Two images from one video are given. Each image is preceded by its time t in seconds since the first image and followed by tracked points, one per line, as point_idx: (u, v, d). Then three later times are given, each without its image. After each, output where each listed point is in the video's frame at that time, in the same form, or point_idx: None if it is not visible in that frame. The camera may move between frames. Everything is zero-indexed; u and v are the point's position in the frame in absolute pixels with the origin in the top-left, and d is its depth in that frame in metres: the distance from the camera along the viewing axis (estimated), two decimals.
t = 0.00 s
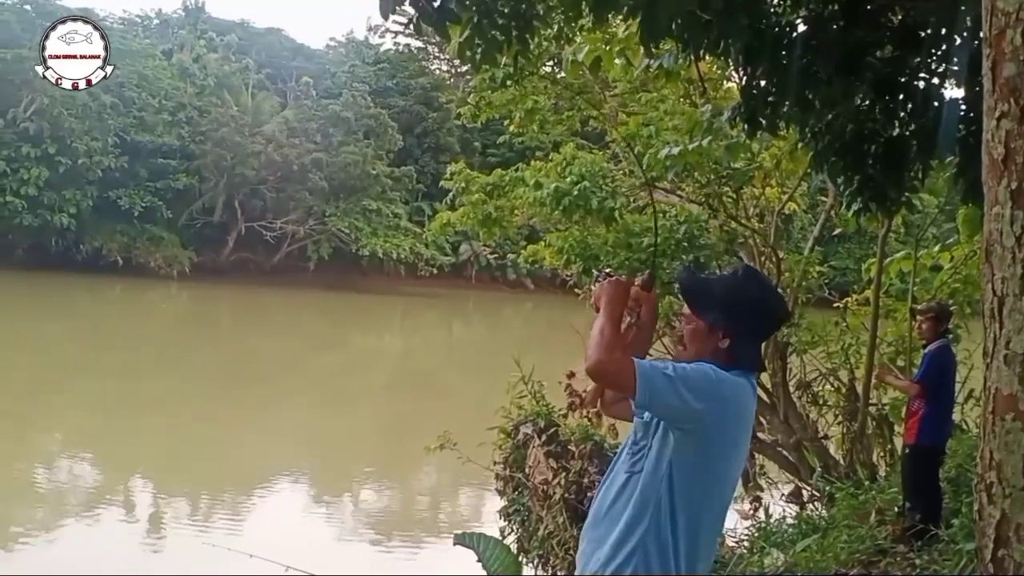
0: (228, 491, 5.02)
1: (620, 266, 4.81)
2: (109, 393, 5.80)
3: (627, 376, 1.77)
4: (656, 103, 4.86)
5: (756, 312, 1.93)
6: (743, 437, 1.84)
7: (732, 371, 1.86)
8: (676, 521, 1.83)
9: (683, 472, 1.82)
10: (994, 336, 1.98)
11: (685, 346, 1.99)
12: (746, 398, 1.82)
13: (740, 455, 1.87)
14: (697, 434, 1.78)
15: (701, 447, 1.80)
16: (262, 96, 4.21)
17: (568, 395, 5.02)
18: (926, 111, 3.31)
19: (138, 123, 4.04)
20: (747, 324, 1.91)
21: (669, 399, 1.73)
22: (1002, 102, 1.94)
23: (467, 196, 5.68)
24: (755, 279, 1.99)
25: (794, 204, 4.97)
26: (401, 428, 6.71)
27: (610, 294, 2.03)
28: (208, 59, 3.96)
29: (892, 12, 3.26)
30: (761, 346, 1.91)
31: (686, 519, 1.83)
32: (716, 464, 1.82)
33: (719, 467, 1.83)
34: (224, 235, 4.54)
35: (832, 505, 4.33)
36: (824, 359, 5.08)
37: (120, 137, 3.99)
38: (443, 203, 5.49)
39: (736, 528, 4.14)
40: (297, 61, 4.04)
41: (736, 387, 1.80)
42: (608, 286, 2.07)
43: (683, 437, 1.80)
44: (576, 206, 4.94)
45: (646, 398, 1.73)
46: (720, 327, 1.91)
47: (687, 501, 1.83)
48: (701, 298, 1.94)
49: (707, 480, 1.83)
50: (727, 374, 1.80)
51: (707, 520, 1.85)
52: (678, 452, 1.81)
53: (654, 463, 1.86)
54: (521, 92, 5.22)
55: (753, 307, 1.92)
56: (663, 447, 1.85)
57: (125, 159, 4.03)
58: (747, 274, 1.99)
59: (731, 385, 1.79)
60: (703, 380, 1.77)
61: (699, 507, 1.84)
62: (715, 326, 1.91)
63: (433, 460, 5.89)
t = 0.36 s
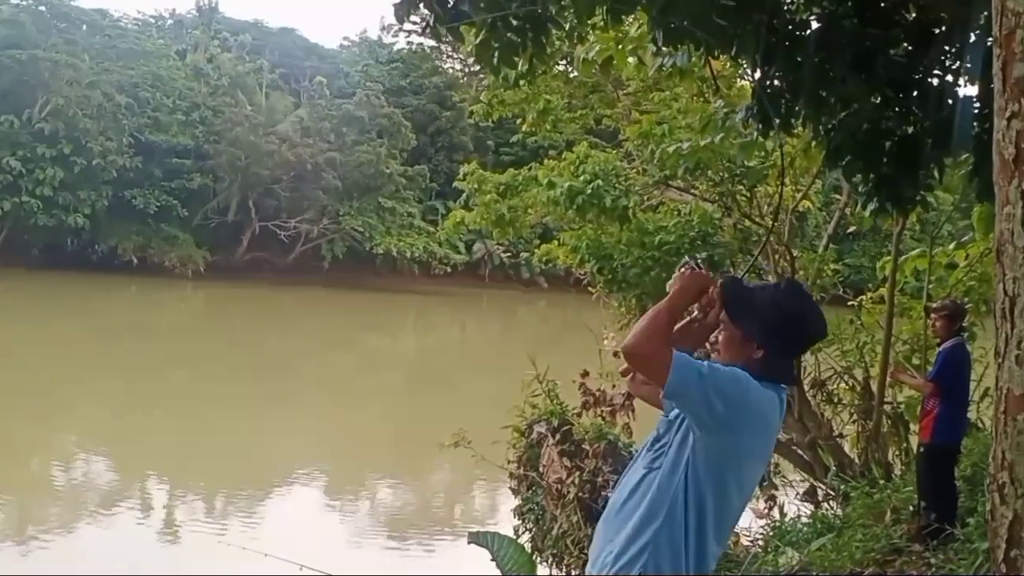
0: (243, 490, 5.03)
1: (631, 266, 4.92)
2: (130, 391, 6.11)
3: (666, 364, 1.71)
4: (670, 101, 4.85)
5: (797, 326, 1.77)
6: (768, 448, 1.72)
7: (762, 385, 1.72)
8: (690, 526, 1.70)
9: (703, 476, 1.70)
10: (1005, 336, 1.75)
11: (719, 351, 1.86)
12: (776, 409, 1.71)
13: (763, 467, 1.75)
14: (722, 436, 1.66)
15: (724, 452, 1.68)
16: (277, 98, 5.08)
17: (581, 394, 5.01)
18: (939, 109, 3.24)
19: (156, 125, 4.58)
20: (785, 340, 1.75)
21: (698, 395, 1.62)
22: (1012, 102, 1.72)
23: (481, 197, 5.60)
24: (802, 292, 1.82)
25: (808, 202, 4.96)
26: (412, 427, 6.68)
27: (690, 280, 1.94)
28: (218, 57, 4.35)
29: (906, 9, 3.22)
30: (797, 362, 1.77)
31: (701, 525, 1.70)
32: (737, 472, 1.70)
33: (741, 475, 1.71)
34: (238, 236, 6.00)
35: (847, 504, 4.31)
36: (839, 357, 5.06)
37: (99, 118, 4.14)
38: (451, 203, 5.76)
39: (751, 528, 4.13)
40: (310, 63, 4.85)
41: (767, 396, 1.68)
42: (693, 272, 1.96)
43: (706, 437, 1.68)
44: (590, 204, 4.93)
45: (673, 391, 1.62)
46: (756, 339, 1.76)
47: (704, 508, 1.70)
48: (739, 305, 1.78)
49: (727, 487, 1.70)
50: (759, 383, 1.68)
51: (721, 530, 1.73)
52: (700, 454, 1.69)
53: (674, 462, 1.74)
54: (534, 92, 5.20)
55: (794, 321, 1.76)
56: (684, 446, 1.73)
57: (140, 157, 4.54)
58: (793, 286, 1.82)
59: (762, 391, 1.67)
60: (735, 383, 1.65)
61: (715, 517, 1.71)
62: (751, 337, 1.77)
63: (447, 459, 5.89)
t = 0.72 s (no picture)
0: (253, 489, 5.05)
1: (641, 266, 4.96)
2: (133, 391, 6.12)
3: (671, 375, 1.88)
4: (679, 100, 4.86)
5: (815, 325, 1.98)
6: (778, 444, 1.94)
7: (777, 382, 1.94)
8: (710, 519, 1.90)
9: (721, 471, 1.91)
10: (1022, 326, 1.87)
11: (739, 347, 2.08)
12: (788, 408, 1.93)
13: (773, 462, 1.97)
14: (738, 434, 1.88)
15: (740, 450, 1.90)
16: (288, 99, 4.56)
17: (591, 392, 5.01)
18: (952, 106, 3.25)
19: (162, 124, 4.42)
20: (803, 338, 1.97)
21: (716, 398, 1.84)
22: None
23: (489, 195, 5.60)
24: (821, 292, 2.02)
25: (818, 201, 4.77)
26: (425, 429, 6.74)
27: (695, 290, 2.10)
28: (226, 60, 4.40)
29: (917, 6, 3.24)
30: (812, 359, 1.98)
31: (719, 518, 1.91)
32: (750, 467, 1.92)
33: (753, 469, 1.93)
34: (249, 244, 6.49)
35: (858, 502, 4.32)
36: (849, 356, 5.03)
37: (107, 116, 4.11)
38: (462, 201, 5.90)
39: (761, 526, 4.14)
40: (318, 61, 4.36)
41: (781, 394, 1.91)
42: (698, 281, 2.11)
43: (723, 436, 1.89)
44: (600, 203, 4.97)
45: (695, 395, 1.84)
46: (776, 337, 1.97)
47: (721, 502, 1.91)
48: (763, 305, 1.99)
49: (741, 481, 1.92)
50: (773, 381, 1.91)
51: (736, 521, 1.94)
52: (717, 452, 1.91)
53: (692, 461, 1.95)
54: (545, 90, 5.08)
55: (812, 321, 1.97)
56: (701, 446, 1.95)
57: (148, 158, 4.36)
58: (814, 287, 2.03)
59: (775, 391, 1.90)
60: (749, 384, 1.87)
61: (731, 510, 1.92)
62: (772, 335, 1.98)
63: (457, 459, 5.89)
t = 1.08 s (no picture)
0: (259, 484, 5.06)
1: (645, 261, 4.85)
2: (132, 390, 6.30)
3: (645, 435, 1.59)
4: (683, 94, 4.86)
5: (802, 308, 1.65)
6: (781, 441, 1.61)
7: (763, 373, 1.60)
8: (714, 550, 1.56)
9: (716, 493, 1.58)
10: None
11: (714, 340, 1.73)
12: (779, 401, 1.60)
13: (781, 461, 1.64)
14: (726, 449, 1.56)
15: (735, 456, 1.57)
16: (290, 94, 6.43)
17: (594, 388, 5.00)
18: (956, 100, 3.03)
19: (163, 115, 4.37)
20: (791, 322, 1.64)
21: (684, 418, 1.54)
22: None
23: (494, 188, 5.59)
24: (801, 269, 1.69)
25: (822, 193, 4.91)
26: (430, 420, 6.67)
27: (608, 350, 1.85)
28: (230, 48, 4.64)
29: None
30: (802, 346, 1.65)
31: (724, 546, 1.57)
32: (752, 480, 1.58)
33: (759, 481, 1.59)
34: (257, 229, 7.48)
35: (863, 497, 4.31)
36: (854, 350, 5.02)
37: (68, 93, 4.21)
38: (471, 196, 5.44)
39: (766, 521, 4.13)
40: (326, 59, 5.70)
41: (767, 386, 1.59)
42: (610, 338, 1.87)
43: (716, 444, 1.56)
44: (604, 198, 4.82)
45: (660, 425, 1.55)
46: (761, 322, 1.63)
47: (723, 527, 1.58)
48: (742, 286, 1.65)
49: (745, 496, 1.59)
50: (755, 376, 1.59)
51: (750, 544, 1.61)
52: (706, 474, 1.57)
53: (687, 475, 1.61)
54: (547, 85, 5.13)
55: (799, 304, 1.64)
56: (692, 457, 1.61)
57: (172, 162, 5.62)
58: (792, 268, 1.70)
59: (758, 388, 1.57)
60: (721, 390, 1.56)
61: (740, 534, 1.59)
62: (755, 320, 1.64)
63: (461, 454, 5.88)
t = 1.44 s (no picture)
0: (261, 480, 5.07)
1: (647, 258, 4.82)
2: (143, 390, 6.30)
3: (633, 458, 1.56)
4: (684, 91, 4.84)
5: (783, 307, 1.64)
6: (772, 446, 1.60)
7: (747, 375, 1.60)
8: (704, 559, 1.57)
9: (705, 501, 1.57)
10: None
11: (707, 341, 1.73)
12: (768, 406, 1.59)
13: (773, 463, 1.63)
14: (714, 458, 1.55)
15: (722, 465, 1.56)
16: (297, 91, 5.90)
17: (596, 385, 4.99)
18: (957, 96, 2.88)
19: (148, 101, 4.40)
20: (765, 320, 1.62)
21: (669, 433, 1.53)
22: None
23: (495, 185, 5.55)
24: (783, 267, 1.67)
25: (823, 190, 4.88)
26: (431, 416, 6.67)
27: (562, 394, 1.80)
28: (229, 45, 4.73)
29: None
30: (784, 342, 1.63)
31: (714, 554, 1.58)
32: (742, 487, 1.58)
33: (749, 487, 1.59)
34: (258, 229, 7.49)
35: (865, 495, 4.30)
36: (856, 347, 5.01)
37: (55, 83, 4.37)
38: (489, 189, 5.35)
39: (768, 519, 4.13)
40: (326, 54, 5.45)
41: (754, 394, 1.57)
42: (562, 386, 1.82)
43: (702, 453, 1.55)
44: (606, 194, 4.83)
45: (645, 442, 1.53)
46: (735, 322, 1.64)
47: (713, 534, 1.58)
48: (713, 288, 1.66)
49: (736, 503, 1.58)
50: (741, 384, 1.57)
51: (742, 546, 1.62)
52: (696, 482, 1.57)
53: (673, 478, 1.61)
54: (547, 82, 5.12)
55: (773, 300, 1.63)
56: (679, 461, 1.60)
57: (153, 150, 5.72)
58: (771, 263, 1.68)
59: (745, 397, 1.56)
60: (707, 401, 1.54)
61: (731, 540, 1.59)
62: (731, 320, 1.64)
63: (462, 452, 5.87)
